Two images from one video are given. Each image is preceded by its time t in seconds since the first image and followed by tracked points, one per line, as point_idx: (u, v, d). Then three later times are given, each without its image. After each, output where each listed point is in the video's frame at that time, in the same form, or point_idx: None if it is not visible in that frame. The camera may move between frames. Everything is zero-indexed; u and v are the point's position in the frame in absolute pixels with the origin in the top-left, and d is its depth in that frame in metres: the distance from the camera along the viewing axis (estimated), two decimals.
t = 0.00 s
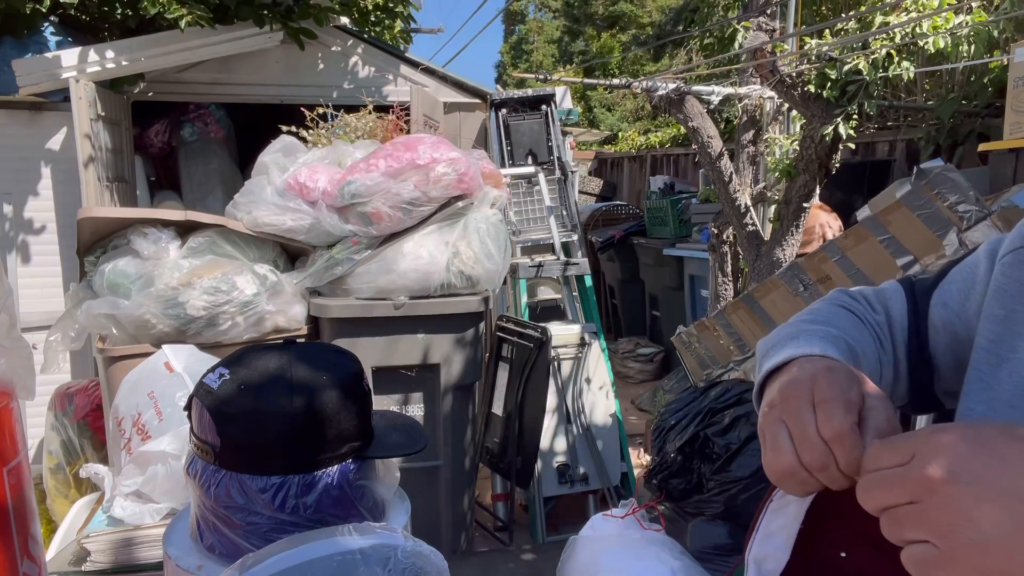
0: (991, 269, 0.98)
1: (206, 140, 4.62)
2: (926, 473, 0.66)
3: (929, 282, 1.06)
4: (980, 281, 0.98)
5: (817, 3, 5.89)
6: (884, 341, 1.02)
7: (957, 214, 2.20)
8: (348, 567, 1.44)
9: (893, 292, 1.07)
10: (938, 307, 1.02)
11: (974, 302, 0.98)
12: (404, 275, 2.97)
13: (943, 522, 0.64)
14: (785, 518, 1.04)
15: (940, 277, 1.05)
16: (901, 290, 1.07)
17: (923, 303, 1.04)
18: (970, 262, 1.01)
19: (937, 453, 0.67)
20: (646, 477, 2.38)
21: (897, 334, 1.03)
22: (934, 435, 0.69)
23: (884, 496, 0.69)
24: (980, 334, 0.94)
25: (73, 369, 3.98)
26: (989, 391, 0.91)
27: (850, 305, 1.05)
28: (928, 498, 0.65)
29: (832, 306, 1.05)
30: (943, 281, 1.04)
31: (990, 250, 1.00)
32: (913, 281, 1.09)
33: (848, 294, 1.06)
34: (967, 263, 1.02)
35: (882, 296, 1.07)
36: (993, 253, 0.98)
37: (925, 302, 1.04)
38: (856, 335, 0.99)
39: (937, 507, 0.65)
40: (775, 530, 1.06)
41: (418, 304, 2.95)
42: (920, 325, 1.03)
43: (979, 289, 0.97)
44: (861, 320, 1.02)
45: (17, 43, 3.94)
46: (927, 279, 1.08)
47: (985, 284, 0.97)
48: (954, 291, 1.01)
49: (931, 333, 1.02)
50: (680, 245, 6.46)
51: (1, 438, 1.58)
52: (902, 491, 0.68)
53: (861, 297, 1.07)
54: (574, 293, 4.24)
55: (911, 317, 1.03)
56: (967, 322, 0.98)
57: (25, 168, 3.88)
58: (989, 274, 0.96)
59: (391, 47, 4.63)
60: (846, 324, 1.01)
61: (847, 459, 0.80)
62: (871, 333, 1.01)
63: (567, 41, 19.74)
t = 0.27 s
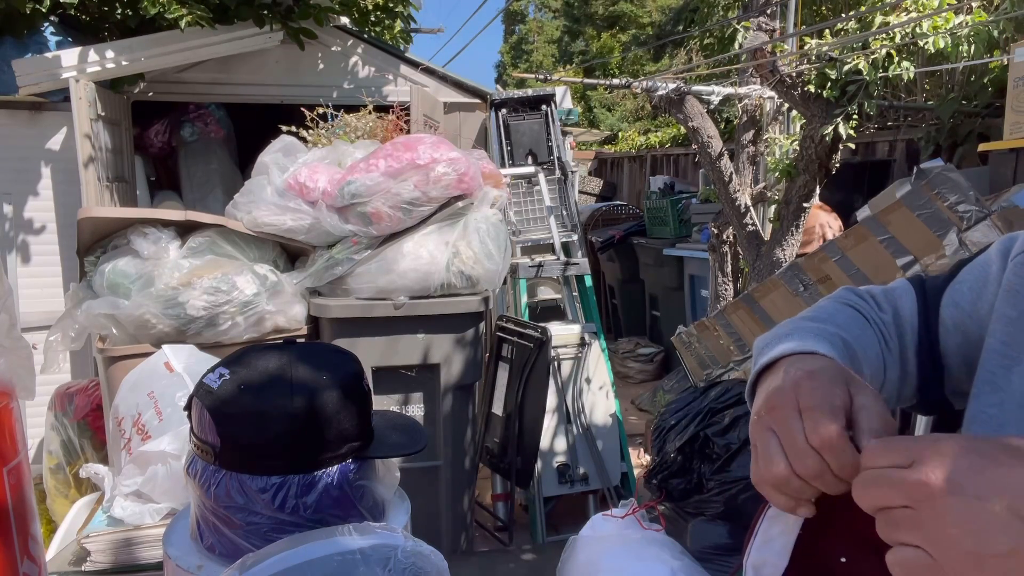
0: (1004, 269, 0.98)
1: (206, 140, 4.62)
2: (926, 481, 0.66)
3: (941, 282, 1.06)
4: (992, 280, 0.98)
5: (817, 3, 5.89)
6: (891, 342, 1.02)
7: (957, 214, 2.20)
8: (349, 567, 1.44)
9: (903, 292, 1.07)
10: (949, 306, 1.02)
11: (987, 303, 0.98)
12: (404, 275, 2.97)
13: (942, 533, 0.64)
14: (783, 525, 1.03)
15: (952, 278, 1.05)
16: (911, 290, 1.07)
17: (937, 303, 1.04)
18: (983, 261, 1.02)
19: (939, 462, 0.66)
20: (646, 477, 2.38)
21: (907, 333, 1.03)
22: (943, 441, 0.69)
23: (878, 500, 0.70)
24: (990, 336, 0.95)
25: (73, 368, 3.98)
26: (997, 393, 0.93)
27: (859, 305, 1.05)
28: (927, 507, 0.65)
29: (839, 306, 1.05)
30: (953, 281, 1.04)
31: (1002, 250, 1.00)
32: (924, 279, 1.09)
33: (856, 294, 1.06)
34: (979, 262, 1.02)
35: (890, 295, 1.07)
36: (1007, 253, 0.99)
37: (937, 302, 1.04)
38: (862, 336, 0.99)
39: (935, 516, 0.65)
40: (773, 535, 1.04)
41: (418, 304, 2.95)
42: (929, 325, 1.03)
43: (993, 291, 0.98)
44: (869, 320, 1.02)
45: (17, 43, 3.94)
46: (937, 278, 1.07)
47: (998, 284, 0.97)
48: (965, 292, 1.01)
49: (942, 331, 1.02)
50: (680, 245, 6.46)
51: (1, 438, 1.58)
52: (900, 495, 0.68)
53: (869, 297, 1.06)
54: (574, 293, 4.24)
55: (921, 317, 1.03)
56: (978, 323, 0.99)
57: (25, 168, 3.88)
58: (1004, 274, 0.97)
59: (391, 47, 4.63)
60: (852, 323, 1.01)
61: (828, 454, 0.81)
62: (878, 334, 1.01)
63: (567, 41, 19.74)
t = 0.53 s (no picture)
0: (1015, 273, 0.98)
1: (206, 140, 4.62)
2: (934, 522, 0.67)
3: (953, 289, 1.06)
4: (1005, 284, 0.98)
5: (817, 3, 5.89)
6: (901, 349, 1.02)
7: (957, 214, 2.19)
8: (348, 567, 1.44)
9: (914, 300, 1.08)
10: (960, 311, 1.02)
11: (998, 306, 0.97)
12: (404, 276, 2.97)
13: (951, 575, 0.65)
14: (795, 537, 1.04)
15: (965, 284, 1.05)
16: (923, 298, 1.07)
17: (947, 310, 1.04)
18: (994, 265, 1.01)
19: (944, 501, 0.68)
20: (646, 477, 2.38)
21: (916, 339, 1.03)
22: (944, 478, 0.70)
23: (875, 540, 0.70)
24: (1000, 337, 0.94)
25: (73, 368, 3.98)
26: (1008, 396, 0.90)
27: (868, 315, 1.05)
28: (937, 549, 0.66)
29: (847, 316, 1.05)
30: (964, 287, 1.04)
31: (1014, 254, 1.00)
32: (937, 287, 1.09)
33: (865, 303, 1.07)
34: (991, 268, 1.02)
35: (901, 305, 1.07)
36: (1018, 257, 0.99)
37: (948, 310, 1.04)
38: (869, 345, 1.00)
39: (940, 559, 0.66)
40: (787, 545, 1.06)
41: (418, 304, 2.95)
42: (940, 332, 1.03)
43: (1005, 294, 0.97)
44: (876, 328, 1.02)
45: (18, 43, 3.94)
46: (948, 286, 1.07)
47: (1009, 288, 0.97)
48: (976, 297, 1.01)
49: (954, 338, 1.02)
50: (680, 245, 6.46)
51: (1, 438, 1.58)
52: (903, 537, 0.68)
53: (878, 306, 1.07)
54: (574, 293, 4.24)
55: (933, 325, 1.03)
56: (990, 327, 0.98)
57: (25, 168, 3.88)
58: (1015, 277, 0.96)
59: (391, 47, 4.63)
60: (859, 332, 1.01)
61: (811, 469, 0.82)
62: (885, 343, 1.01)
63: (567, 41, 19.74)
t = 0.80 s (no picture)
0: None
1: (206, 140, 4.62)
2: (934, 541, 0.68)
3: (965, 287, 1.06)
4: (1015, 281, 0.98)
5: (817, 3, 5.89)
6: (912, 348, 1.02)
7: (957, 214, 2.19)
8: (348, 567, 1.44)
9: (925, 298, 1.08)
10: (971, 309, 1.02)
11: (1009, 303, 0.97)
12: (404, 276, 2.97)
13: None
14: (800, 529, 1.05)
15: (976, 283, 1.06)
16: (934, 297, 1.08)
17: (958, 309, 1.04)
18: (1005, 264, 1.02)
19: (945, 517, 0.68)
20: (646, 477, 2.38)
21: (927, 337, 1.04)
22: (948, 488, 0.70)
23: (880, 557, 0.71)
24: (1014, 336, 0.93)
25: (73, 368, 3.98)
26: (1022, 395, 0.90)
27: (882, 309, 1.07)
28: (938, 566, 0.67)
29: (863, 313, 1.06)
30: (977, 284, 1.04)
31: None
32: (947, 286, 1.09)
33: (878, 298, 1.08)
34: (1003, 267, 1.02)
35: (914, 304, 1.08)
36: None
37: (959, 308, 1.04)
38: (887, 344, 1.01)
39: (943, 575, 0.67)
40: (789, 538, 1.07)
41: (418, 304, 2.95)
42: (951, 331, 1.04)
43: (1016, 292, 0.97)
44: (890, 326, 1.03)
45: (18, 43, 3.94)
46: (961, 282, 1.08)
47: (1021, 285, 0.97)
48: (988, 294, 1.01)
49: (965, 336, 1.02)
50: (680, 245, 6.46)
51: (1, 438, 1.58)
52: (906, 553, 0.69)
53: (892, 301, 1.08)
54: (574, 293, 4.24)
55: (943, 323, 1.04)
56: (1002, 324, 0.98)
57: (25, 168, 3.88)
58: None
59: (391, 47, 4.63)
60: (873, 328, 1.02)
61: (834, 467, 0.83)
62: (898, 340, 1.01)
63: (567, 41, 19.73)
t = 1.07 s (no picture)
0: None
1: (206, 140, 4.62)
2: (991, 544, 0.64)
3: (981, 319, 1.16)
4: None
5: (817, 3, 5.89)
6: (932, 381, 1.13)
7: (957, 214, 2.13)
8: (348, 567, 1.44)
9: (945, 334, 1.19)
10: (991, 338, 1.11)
11: None
12: (403, 275, 2.97)
13: None
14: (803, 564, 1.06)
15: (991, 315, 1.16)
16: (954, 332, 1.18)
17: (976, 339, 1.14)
18: (1016, 297, 1.11)
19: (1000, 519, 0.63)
20: (646, 476, 2.39)
21: (952, 370, 1.14)
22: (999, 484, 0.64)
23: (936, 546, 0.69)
24: None
25: (73, 368, 3.98)
26: None
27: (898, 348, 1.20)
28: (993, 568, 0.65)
29: (883, 357, 1.19)
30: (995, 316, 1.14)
31: None
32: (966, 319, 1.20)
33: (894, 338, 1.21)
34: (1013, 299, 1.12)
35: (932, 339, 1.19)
36: None
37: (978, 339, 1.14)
38: (898, 379, 1.15)
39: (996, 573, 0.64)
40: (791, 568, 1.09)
41: (418, 304, 2.95)
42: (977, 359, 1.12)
43: None
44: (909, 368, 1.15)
45: (18, 43, 3.94)
46: (982, 315, 1.18)
47: None
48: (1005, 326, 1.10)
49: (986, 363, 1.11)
50: (680, 245, 6.46)
51: (1, 438, 1.58)
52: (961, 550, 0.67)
53: (910, 340, 1.20)
54: (574, 293, 4.24)
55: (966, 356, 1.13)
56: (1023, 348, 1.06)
57: (25, 168, 3.88)
58: None
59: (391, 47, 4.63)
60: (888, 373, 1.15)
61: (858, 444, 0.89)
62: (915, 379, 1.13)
63: (568, 41, 19.73)
